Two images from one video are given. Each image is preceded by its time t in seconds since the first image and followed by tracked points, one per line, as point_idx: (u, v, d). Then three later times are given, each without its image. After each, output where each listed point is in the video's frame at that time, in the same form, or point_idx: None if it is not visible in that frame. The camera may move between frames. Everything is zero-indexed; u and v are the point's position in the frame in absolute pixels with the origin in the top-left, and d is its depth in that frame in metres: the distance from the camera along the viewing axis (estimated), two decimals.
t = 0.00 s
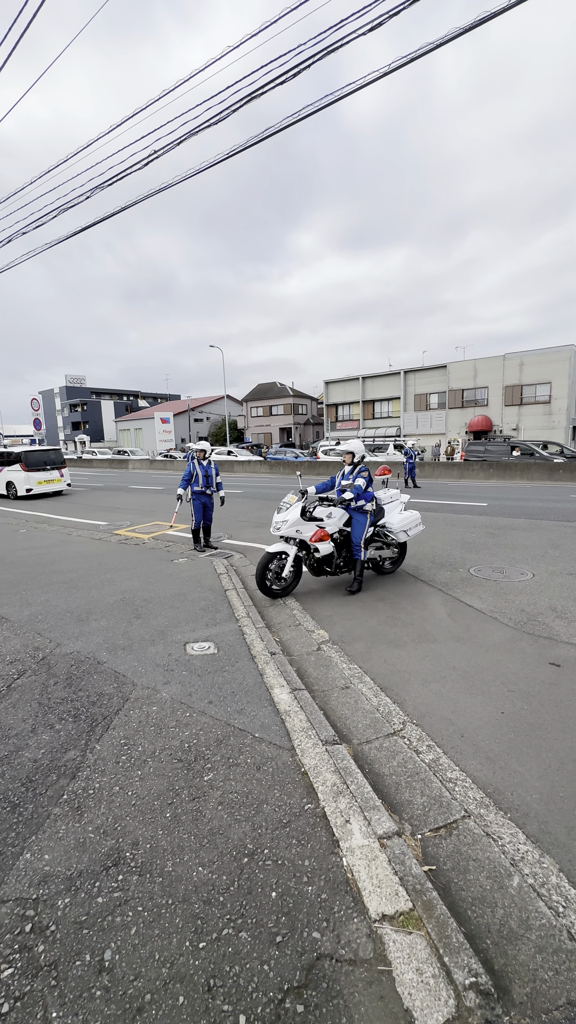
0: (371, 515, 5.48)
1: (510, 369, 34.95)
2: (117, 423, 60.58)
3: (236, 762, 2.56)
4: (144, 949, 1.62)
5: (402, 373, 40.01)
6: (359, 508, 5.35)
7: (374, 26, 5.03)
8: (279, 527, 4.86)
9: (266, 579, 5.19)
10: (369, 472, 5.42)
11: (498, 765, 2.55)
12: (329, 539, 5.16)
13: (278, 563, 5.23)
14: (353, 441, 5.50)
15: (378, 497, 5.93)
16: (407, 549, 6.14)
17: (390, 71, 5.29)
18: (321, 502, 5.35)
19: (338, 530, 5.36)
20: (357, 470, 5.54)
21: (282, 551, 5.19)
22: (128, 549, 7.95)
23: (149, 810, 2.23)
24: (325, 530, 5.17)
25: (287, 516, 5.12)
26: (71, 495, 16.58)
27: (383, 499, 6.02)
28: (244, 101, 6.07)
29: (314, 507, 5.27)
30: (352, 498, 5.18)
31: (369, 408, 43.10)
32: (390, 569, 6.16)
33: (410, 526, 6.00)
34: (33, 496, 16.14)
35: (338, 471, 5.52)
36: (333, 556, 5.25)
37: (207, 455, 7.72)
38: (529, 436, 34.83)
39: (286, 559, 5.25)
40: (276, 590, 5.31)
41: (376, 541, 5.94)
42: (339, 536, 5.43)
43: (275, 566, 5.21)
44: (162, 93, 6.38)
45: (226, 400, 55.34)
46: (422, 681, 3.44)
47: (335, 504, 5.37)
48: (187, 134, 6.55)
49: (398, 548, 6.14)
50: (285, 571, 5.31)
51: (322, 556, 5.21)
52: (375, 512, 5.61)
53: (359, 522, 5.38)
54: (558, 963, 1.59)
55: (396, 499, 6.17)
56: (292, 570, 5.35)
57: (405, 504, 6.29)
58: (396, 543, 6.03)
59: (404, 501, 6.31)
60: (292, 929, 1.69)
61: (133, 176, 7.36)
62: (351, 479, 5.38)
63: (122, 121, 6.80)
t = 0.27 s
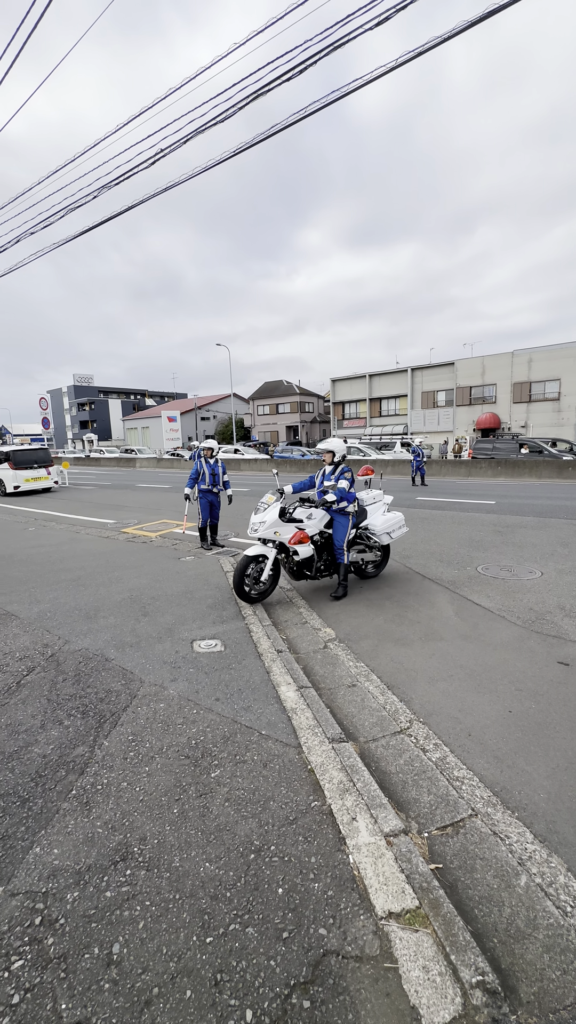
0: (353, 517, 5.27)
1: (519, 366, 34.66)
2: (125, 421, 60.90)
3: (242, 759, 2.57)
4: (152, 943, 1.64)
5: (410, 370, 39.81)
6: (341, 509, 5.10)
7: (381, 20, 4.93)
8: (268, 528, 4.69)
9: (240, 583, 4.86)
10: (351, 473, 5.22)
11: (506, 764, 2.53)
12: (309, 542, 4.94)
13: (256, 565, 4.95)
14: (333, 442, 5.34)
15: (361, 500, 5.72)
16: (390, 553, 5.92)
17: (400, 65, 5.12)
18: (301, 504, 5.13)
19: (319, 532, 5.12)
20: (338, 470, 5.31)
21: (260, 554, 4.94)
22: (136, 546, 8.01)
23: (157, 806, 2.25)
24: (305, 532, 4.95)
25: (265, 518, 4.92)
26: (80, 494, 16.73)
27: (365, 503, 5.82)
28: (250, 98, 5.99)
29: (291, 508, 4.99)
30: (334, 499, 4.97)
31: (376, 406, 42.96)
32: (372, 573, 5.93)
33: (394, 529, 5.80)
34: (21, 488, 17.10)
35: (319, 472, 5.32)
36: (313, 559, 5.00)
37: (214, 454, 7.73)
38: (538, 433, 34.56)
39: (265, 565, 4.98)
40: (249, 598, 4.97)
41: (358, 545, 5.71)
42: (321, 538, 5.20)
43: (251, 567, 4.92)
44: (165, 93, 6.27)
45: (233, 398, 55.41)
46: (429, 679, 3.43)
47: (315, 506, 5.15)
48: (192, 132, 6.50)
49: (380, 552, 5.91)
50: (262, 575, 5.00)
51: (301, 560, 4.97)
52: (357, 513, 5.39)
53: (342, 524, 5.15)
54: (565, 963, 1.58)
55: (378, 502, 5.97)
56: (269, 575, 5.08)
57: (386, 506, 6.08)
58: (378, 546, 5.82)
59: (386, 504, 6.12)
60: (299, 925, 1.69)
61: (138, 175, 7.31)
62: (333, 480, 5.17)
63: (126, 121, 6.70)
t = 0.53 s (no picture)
0: (332, 517, 5.00)
1: (527, 362, 34.41)
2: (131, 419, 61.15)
3: (248, 756, 2.57)
4: (159, 937, 1.65)
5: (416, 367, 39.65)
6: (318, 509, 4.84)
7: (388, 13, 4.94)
8: (265, 528, 4.61)
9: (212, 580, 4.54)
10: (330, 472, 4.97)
11: (513, 763, 2.53)
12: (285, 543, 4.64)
13: (233, 565, 4.71)
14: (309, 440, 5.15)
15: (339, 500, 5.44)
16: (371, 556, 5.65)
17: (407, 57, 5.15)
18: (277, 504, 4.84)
19: (296, 533, 4.84)
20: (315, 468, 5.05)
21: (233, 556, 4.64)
22: (143, 543, 8.06)
23: (164, 802, 2.26)
24: (281, 533, 4.65)
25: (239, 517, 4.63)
26: (87, 491, 16.86)
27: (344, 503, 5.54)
28: (256, 94, 6.05)
29: (273, 509, 4.75)
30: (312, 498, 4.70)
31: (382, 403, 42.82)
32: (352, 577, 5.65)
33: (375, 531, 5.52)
34: (8, 486, 17.74)
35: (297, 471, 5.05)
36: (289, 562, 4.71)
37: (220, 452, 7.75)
38: (545, 431, 34.30)
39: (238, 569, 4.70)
40: (219, 602, 4.62)
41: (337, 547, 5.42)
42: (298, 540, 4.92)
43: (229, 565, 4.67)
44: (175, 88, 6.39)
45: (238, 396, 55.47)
46: (435, 678, 3.42)
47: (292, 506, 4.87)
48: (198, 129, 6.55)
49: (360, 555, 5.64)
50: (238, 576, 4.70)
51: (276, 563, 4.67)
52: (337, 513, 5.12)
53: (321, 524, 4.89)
54: (573, 963, 1.57)
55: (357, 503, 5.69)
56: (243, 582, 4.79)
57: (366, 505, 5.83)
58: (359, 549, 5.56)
59: (365, 505, 5.85)
60: (305, 921, 1.70)
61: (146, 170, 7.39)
62: (312, 479, 4.90)
63: (136, 116, 6.79)
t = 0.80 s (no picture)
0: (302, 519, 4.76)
1: (534, 359, 34.22)
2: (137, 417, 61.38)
3: (253, 752, 2.58)
4: (164, 932, 1.66)
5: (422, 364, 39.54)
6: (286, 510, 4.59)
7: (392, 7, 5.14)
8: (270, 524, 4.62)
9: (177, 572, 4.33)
10: (299, 471, 4.73)
11: (518, 761, 2.52)
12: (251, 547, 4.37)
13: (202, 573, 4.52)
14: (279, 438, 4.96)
15: (311, 501, 5.15)
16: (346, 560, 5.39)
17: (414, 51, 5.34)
18: (243, 505, 4.56)
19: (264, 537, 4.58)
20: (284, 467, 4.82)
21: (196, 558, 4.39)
22: (149, 541, 8.12)
23: (169, 798, 2.27)
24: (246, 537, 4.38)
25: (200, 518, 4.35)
26: (93, 489, 16.99)
27: (317, 504, 5.23)
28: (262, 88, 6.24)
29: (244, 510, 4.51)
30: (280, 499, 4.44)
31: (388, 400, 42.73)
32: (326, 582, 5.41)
33: (349, 535, 5.26)
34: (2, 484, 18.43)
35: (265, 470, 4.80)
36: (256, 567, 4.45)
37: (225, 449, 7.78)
38: (552, 428, 34.09)
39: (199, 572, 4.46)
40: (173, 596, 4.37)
41: (309, 550, 5.16)
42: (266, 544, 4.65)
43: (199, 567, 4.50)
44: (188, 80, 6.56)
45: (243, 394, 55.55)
46: (440, 675, 3.42)
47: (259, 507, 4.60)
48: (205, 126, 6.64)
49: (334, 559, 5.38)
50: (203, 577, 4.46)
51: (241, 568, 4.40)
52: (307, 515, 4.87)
53: (290, 526, 4.63)
54: None
55: (331, 503, 5.38)
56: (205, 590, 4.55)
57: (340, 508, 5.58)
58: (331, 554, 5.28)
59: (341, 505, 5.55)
60: (309, 917, 1.70)
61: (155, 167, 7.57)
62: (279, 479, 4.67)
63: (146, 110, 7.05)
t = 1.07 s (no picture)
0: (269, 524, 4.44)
1: (540, 356, 33.98)
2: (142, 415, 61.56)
3: (258, 749, 2.59)
4: (170, 927, 1.67)
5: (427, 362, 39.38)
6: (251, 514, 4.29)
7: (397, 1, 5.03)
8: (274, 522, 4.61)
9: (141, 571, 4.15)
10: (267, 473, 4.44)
11: (524, 760, 2.51)
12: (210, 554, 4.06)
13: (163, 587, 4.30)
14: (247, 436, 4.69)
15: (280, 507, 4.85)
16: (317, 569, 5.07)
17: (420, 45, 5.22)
18: (204, 507, 4.27)
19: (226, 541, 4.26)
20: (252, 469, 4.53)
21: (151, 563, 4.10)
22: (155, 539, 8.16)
23: (174, 794, 2.28)
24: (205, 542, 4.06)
25: (156, 520, 4.03)
26: (98, 486, 17.09)
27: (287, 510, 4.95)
28: (266, 85, 6.16)
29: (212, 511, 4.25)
30: (243, 502, 4.17)
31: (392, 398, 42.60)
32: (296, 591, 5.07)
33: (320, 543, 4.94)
34: None
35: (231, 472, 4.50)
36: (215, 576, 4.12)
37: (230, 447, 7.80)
38: (559, 425, 33.87)
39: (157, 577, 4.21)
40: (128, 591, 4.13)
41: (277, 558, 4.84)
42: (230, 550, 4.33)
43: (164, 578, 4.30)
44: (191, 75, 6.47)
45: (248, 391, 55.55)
46: (445, 674, 3.41)
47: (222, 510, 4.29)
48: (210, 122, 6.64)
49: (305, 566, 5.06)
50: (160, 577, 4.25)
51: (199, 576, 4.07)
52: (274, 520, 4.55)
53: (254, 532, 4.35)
54: None
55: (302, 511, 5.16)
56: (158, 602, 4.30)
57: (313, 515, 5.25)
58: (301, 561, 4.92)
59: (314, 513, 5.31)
60: (314, 913, 1.71)
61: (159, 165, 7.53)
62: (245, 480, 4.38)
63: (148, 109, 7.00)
